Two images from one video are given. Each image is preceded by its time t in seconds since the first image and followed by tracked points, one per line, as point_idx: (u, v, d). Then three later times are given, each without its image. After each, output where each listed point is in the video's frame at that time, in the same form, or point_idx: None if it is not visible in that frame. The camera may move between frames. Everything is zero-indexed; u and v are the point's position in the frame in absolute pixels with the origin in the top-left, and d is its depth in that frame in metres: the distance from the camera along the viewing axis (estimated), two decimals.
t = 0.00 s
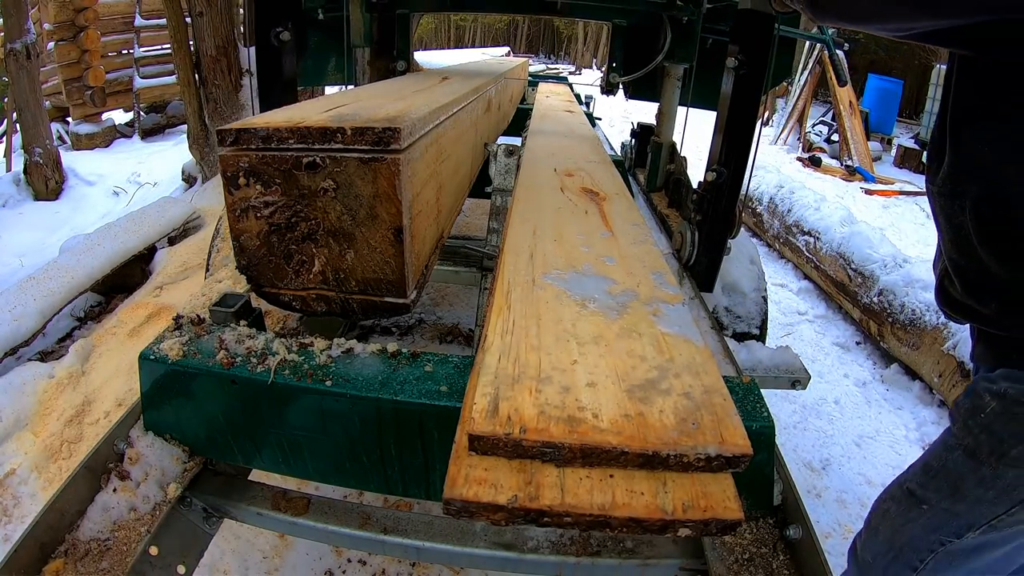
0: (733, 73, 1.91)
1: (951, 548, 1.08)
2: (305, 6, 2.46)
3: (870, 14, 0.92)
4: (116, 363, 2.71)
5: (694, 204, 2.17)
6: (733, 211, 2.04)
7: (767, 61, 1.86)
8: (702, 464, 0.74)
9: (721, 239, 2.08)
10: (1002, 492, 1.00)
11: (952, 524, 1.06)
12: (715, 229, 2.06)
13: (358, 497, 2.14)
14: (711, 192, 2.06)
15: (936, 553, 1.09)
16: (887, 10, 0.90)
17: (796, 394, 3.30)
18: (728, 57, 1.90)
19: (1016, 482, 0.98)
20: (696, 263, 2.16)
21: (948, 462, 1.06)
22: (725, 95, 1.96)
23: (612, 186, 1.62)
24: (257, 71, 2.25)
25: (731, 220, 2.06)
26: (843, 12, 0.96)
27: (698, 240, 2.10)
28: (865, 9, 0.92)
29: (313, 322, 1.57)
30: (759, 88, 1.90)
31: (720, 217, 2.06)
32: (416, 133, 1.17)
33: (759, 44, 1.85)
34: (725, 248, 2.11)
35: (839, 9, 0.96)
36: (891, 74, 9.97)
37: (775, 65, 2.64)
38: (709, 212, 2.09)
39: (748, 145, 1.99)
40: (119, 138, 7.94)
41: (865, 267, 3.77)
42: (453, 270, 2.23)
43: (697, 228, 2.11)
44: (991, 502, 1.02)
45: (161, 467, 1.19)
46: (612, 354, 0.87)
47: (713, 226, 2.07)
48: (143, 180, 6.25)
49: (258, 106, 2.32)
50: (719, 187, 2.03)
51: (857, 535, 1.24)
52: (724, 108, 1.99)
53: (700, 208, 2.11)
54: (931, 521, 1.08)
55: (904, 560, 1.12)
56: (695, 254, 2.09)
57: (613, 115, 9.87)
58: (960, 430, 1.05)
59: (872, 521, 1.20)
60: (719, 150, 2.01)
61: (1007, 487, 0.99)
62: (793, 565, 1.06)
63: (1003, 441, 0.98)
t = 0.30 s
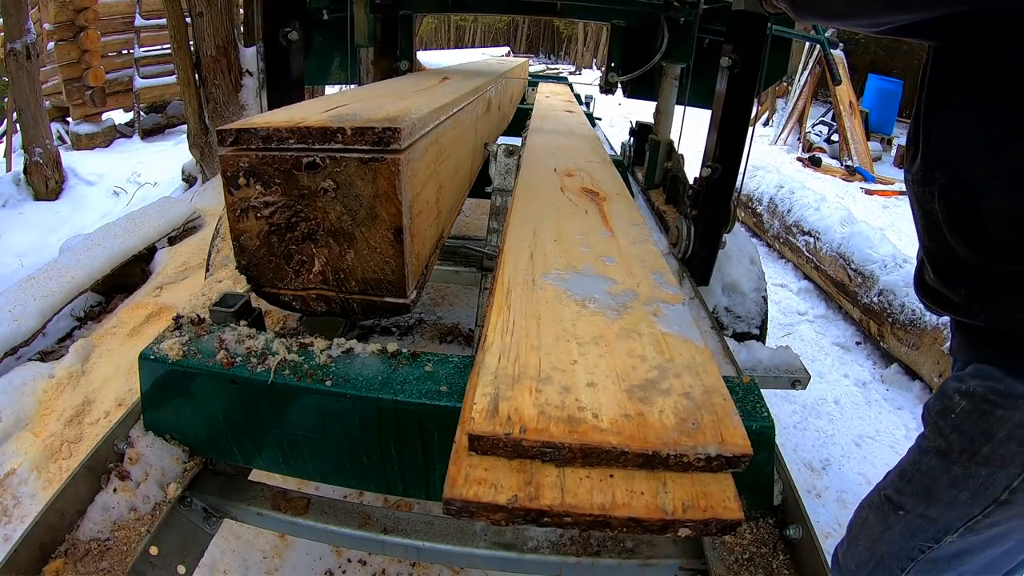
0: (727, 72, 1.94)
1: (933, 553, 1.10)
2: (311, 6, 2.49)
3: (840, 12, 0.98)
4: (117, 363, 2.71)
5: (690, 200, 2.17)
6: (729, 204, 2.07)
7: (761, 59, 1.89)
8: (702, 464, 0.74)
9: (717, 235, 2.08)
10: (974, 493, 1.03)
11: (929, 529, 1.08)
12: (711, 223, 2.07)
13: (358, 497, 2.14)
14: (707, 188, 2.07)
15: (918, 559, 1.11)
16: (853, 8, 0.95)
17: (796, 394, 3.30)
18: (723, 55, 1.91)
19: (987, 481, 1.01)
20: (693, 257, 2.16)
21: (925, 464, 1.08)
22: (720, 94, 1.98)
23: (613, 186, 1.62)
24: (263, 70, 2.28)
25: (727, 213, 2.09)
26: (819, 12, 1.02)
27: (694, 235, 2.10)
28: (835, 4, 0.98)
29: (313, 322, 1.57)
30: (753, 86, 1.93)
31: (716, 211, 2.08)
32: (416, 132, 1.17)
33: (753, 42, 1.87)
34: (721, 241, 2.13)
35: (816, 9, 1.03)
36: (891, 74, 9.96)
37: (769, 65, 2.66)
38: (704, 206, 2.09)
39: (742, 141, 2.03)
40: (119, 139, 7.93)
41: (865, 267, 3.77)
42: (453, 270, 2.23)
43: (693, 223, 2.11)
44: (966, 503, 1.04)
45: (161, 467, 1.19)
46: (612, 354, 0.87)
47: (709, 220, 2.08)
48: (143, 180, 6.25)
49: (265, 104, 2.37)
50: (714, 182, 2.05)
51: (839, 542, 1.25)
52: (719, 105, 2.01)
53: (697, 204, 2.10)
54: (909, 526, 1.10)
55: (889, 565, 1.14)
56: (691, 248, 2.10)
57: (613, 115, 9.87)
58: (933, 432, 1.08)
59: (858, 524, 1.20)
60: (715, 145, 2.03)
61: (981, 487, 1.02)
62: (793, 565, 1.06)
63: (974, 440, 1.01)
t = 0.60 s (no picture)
0: (721, 72, 1.98)
1: (917, 556, 1.22)
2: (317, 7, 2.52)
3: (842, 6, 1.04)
4: (117, 363, 2.71)
5: (686, 196, 2.21)
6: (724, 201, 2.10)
7: (755, 58, 1.94)
8: (702, 464, 0.74)
9: (712, 230, 2.13)
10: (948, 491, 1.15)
11: (911, 531, 1.21)
12: (707, 218, 2.11)
13: (358, 497, 2.14)
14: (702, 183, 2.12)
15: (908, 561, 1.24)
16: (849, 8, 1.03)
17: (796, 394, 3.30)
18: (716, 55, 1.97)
19: (958, 476, 1.13)
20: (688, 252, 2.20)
21: (904, 468, 1.22)
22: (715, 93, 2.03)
23: (613, 186, 1.62)
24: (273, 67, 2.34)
25: (722, 209, 2.11)
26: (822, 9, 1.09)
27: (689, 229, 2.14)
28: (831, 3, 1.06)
29: (313, 322, 1.57)
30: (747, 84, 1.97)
31: (711, 206, 2.11)
32: (416, 132, 1.17)
33: (746, 41, 1.92)
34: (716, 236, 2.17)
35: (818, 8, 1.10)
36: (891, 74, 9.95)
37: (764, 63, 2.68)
38: (700, 202, 2.13)
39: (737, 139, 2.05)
40: (119, 139, 7.92)
41: (865, 267, 3.76)
42: (453, 270, 2.23)
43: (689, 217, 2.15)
44: (942, 500, 1.16)
45: (162, 467, 1.19)
46: (612, 354, 0.87)
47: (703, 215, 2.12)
48: (143, 180, 6.25)
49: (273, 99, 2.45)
50: (709, 178, 2.09)
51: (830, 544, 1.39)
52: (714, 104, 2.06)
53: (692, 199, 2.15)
54: (892, 529, 1.23)
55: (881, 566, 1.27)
56: (687, 243, 2.14)
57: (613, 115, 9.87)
58: (905, 432, 1.22)
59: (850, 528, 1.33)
60: (710, 142, 2.06)
61: (953, 484, 1.14)
62: (793, 565, 1.06)
63: (943, 437, 1.14)
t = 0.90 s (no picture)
0: (716, 71, 2.06)
1: (922, 563, 1.16)
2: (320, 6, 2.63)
3: None
4: (116, 364, 2.71)
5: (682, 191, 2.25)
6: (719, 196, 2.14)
7: (749, 58, 2.00)
8: (702, 464, 0.73)
9: (708, 224, 2.17)
10: (941, 493, 1.11)
11: (912, 537, 1.16)
12: (703, 212, 2.15)
13: (358, 497, 2.14)
14: (699, 180, 2.16)
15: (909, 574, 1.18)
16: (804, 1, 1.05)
17: (796, 394, 3.30)
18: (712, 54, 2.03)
19: (949, 479, 1.10)
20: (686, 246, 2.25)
21: (895, 472, 1.17)
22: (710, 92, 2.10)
23: (613, 186, 1.62)
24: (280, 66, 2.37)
25: (718, 204, 2.15)
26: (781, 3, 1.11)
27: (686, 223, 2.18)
28: None
29: (313, 322, 1.58)
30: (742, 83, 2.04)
31: (707, 201, 2.16)
32: (416, 133, 1.17)
33: (741, 42, 1.99)
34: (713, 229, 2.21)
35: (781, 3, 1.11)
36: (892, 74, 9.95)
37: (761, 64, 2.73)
38: (697, 197, 2.18)
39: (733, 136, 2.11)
40: (119, 139, 7.90)
41: (865, 267, 3.77)
42: (453, 270, 2.23)
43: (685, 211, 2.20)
44: (937, 503, 1.12)
45: (161, 467, 1.19)
46: (612, 354, 0.87)
47: (703, 210, 2.16)
48: (143, 180, 6.26)
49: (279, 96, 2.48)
50: (705, 174, 2.14)
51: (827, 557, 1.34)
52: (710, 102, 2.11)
53: (687, 195, 2.20)
54: (894, 535, 1.17)
55: None
56: (684, 237, 2.19)
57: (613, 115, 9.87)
58: (892, 435, 1.19)
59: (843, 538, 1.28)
60: (706, 139, 2.11)
61: (945, 486, 1.10)
62: (793, 565, 1.06)
63: (929, 439, 1.11)
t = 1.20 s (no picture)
0: (712, 70, 2.04)
1: (919, 567, 1.16)
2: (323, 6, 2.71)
3: None
4: (117, 364, 2.71)
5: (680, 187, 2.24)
6: (714, 193, 2.17)
7: (743, 58, 2.01)
8: (702, 464, 0.73)
9: (704, 220, 2.19)
10: (931, 493, 1.12)
11: (908, 540, 1.16)
12: (699, 209, 2.18)
13: (358, 497, 2.14)
14: (695, 177, 2.18)
15: None
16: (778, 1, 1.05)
17: (796, 394, 3.30)
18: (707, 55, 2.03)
19: (939, 478, 1.11)
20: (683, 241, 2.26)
21: (890, 473, 1.19)
22: (706, 92, 2.10)
23: (613, 186, 1.62)
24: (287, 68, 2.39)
25: (713, 201, 2.18)
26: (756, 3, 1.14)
27: (683, 220, 2.18)
28: None
29: (313, 322, 1.58)
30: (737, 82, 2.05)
31: (703, 197, 2.18)
32: (416, 133, 1.17)
33: (735, 42, 2.00)
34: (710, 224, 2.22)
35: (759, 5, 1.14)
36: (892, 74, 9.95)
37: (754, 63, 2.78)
38: (693, 193, 2.19)
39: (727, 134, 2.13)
40: (119, 139, 7.89)
41: (865, 267, 3.77)
42: (453, 270, 2.23)
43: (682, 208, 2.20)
44: (928, 505, 1.13)
45: (161, 467, 1.19)
46: (612, 354, 0.87)
47: (699, 206, 2.18)
48: (144, 180, 6.26)
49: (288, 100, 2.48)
50: (701, 171, 2.16)
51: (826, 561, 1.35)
52: (705, 102, 2.13)
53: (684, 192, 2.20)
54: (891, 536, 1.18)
55: None
56: (680, 233, 2.19)
57: (613, 115, 9.88)
58: (887, 436, 1.21)
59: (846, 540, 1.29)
60: (701, 137, 2.13)
61: (934, 485, 1.12)
62: (793, 565, 1.06)
63: (920, 438, 1.13)
